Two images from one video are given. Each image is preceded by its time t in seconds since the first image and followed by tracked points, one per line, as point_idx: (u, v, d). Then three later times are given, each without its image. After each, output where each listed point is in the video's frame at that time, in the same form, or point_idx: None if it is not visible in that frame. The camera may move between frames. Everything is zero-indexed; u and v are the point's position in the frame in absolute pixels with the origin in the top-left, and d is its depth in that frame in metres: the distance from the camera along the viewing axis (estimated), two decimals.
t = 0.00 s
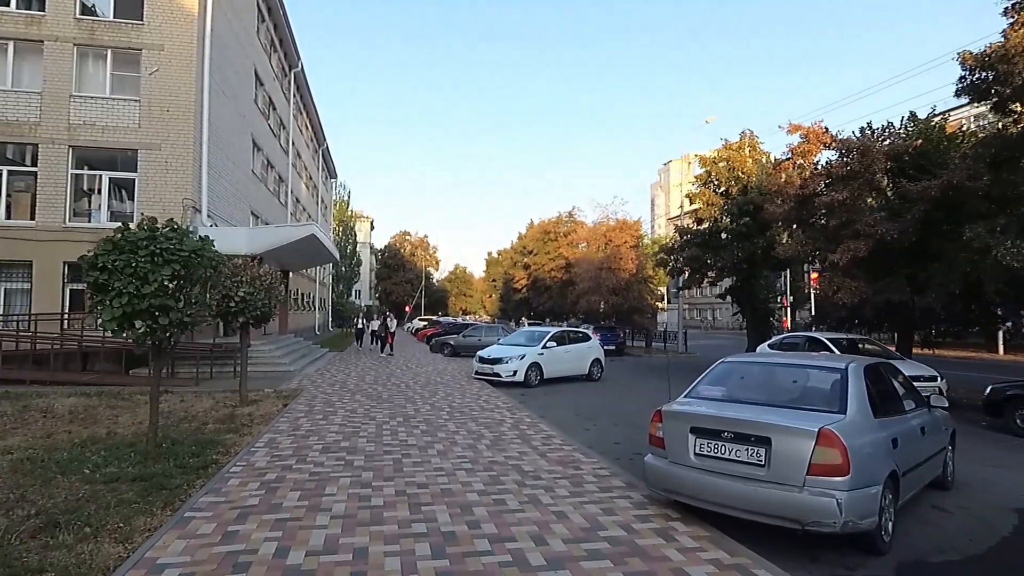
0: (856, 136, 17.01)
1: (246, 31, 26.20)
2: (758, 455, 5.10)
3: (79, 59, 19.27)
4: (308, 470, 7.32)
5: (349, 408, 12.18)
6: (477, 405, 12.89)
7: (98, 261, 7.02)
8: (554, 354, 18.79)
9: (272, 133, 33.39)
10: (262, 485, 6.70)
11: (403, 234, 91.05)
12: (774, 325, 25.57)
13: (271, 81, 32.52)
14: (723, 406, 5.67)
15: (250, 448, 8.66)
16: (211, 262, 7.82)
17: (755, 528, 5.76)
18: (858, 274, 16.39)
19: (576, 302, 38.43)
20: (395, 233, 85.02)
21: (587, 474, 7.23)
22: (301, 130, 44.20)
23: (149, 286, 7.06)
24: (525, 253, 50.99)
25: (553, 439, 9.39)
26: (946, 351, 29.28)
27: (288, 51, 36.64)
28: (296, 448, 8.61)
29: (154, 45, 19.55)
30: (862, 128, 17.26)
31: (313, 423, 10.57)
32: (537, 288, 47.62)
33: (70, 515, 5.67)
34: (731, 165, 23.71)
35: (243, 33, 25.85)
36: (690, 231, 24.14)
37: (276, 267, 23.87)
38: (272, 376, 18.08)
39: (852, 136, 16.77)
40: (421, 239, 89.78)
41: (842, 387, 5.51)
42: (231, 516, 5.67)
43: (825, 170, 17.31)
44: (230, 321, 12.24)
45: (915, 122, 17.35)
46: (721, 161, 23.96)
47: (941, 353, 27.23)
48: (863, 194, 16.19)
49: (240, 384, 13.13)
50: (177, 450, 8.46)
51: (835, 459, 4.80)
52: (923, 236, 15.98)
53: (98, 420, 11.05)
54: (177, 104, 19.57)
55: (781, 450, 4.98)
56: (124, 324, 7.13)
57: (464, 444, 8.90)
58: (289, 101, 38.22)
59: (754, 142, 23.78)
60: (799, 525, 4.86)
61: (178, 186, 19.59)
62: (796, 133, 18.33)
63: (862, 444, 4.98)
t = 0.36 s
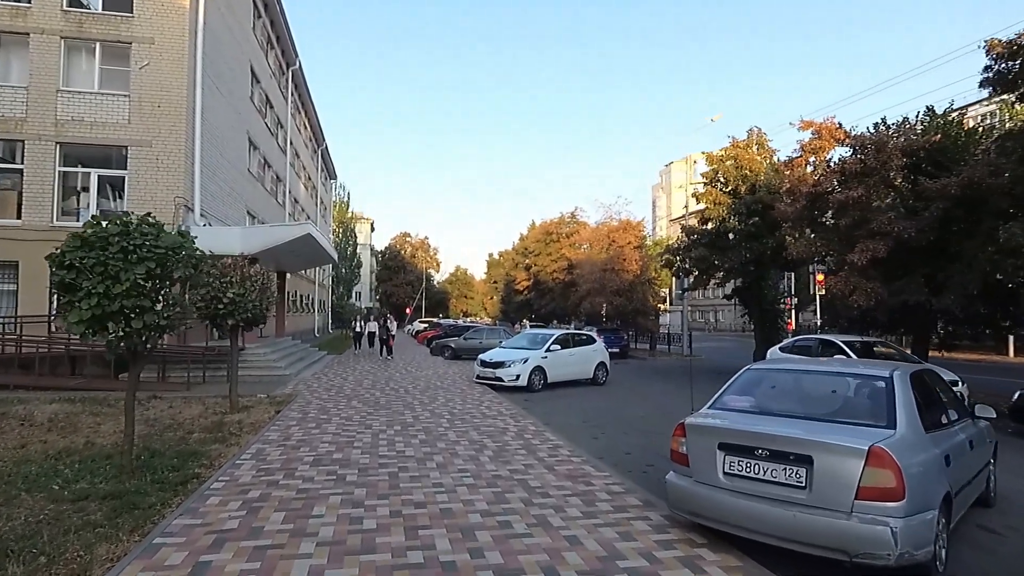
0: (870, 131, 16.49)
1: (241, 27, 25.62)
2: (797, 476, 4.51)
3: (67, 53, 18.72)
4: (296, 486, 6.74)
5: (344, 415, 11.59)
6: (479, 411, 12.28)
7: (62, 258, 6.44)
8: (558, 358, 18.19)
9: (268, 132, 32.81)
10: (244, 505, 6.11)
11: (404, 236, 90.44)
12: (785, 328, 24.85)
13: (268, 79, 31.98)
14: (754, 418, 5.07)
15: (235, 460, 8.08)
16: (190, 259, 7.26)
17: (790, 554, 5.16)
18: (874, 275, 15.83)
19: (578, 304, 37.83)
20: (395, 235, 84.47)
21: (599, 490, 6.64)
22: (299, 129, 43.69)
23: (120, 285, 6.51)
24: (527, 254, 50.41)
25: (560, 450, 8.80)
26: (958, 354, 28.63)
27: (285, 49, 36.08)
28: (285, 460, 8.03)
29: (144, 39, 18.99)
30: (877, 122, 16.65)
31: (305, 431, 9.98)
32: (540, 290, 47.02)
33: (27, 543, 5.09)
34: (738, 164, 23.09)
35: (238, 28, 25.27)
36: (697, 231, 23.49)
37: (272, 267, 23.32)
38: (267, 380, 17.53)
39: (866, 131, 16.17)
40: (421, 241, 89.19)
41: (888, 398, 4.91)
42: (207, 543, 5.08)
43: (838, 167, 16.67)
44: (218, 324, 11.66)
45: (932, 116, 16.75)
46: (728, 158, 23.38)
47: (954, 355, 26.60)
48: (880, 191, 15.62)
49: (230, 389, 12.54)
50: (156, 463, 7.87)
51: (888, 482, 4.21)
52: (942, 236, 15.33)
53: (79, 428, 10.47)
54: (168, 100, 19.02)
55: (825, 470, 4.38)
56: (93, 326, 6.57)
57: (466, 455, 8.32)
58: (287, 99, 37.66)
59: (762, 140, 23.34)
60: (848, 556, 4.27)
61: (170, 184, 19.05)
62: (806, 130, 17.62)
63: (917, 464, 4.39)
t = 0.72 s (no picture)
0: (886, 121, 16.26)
1: (236, 18, 25.13)
2: (841, 490, 3.97)
3: (55, 42, 18.20)
4: (280, 496, 6.19)
5: (338, 417, 11.04)
6: (479, 412, 11.75)
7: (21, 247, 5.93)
8: (561, 357, 17.64)
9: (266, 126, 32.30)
10: (220, 516, 5.56)
11: (405, 234, 89.93)
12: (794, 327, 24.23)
13: (265, 73, 31.51)
14: (788, 424, 4.53)
15: (218, 466, 7.53)
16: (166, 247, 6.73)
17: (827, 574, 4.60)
18: (889, 270, 15.38)
19: (581, 303, 37.31)
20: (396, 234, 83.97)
21: (609, 500, 6.09)
22: (298, 125, 43.21)
23: (85, 276, 6.00)
24: (529, 253, 49.91)
25: (564, 454, 8.27)
26: (968, 352, 28.09)
27: (282, 43, 35.58)
28: (271, 466, 7.48)
29: (134, 28, 18.46)
30: (893, 113, 16.29)
31: (295, 434, 9.44)
32: (542, 288, 46.51)
33: None
34: (746, 157, 22.69)
35: (234, 19, 24.78)
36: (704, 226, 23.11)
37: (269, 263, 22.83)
38: (260, 380, 16.99)
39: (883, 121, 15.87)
40: (422, 240, 88.65)
41: (941, 401, 4.37)
42: (173, 561, 4.53)
43: (854, 158, 16.32)
44: (206, 320, 11.12)
45: (949, 106, 16.24)
46: (735, 152, 22.92)
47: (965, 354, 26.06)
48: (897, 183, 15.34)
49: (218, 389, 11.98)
50: (132, 468, 7.30)
51: (950, 499, 3.66)
52: (962, 230, 14.83)
53: (58, 430, 9.93)
54: (159, 92, 18.52)
55: (876, 485, 3.83)
56: (56, 321, 6.08)
57: (465, 461, 7.77)
58: (285, 94, 37.15)
59: (770, 133, 22.96)
60: None
61: (161, 177, 18.51)
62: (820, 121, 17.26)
63: (979, 479, 3.85)
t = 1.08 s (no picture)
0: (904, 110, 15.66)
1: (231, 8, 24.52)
2: (911, 525, 3.38)
3: (42, 32, 17.56)
4: (261, 518, 5.58)
5: (332, 422, 10.43)
6: (482, 417, 11.13)
7: None
8: (566, 356, 17.02)
9: (264, 120, 31.69)
10: (192, 543, 4.96)
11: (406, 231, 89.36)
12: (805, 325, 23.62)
13: (262, 67, 30.90)
14: (840, 444, 3.94)
15: (197, 480, 6.92)
16: (135, 243, 6.18)
17: None
18: (909, 265, 14.87)
19: (584, 300, 36.72)
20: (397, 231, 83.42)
21: (626, 522, 5.49)
22: (297, 121, 42.62)
23: (43, 274, 5.47)
24: (531, 250, 49.33)
25: (573, 465, 7.67)
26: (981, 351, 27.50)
27: (280, 36, 34.96)
28: (254, 480, 6.88)
29: (124, 16, 17.83)
30: (914, 102, 15.69)
31: (285, 442, 8.83)
32: (545, 285, 45.93)
33: None
34: (755, 150, 22.10)
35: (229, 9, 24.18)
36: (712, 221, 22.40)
37: (265, 259, 22.26)
38: (255, 382, 16.40)
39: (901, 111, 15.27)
40: (424, 237, 88.06)
41: (1022, 417, 3.76)
42: None
43: (870, 149, 15.69)
44: (192, 320, 10.51)
45: (971, 95, 15.62)
46: (745, 145, 22.29)
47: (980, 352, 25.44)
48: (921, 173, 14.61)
49: (206, 393, 11.35)
50: (103, 483, 6.68)
51: None
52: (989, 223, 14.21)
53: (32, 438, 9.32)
54: (150, 82, 17.91)
55: (955, 519, 3.22)
56: (13, 324, 5.54)
57: (467, 474, 7.15)
58: (283, 88, 36.52)
59: (780, 126, 22.35)
60: None
61: (152, 172, 17.90)
62: (835, 110, 16.75)
63: None
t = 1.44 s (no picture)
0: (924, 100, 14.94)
1: None
2: None
3: (34, 20, 16.94)
4: (244, 538, 4.97)
5: (329, 425, 9.83)
6: (487, 419, 10.52)
7: None
8: (574, 355, 16.39)
9: (263, 114, 31.06)
10: (163, 571, 4.35)
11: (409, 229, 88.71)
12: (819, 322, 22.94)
13: (262, 60, 30.29)
14: (924, 462, 3.31)
15: (177, 492, 6.30)
16: (108, 230, 5.55)
17: None
18: (936, 262, 14.38)
19: (589, 297, 36.08)
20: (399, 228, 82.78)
21: (654, 544, 4.88)
22: (298, 116, 42.00)
23: None
24: (535, 246, 48.71)
25: (589, 475, 7.06)
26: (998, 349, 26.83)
27: (281, 29, 34.33)
28: (241, 492, 6.27)
29: (118, 4, 17.19)
30: (934, 92, 14.91)
31: (278, 447, 8.22)
32: (549, 282, 45.31)
33: None
34: (767, 143, 21.47)
35: None
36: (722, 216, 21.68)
37: (263, 253, 21.66)
38: (251, 381, 15.81)
39: (921, 101, 14.51)
40: (426, 234, 87.40)
41: None
42: None
43: (891, 141, 14.96)
44: (180, 317, 9.88)
45: (993, 83, 14.92)
46: (757, 138, 21.63)
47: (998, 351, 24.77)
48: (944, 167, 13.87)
49: (196, 394, 10.73)
50: (73, 495, 6.08)
51: None
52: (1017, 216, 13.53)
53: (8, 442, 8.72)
54: (145, 72, 17.28)
55: None
56: None
57: (474, 485, 6.55)
58: (283, 82, 35.89)
59: (792, 118, 21.69)
60: None
61: (147, 164, 17.25)
62: (851, 102, 16.06)
63: None
